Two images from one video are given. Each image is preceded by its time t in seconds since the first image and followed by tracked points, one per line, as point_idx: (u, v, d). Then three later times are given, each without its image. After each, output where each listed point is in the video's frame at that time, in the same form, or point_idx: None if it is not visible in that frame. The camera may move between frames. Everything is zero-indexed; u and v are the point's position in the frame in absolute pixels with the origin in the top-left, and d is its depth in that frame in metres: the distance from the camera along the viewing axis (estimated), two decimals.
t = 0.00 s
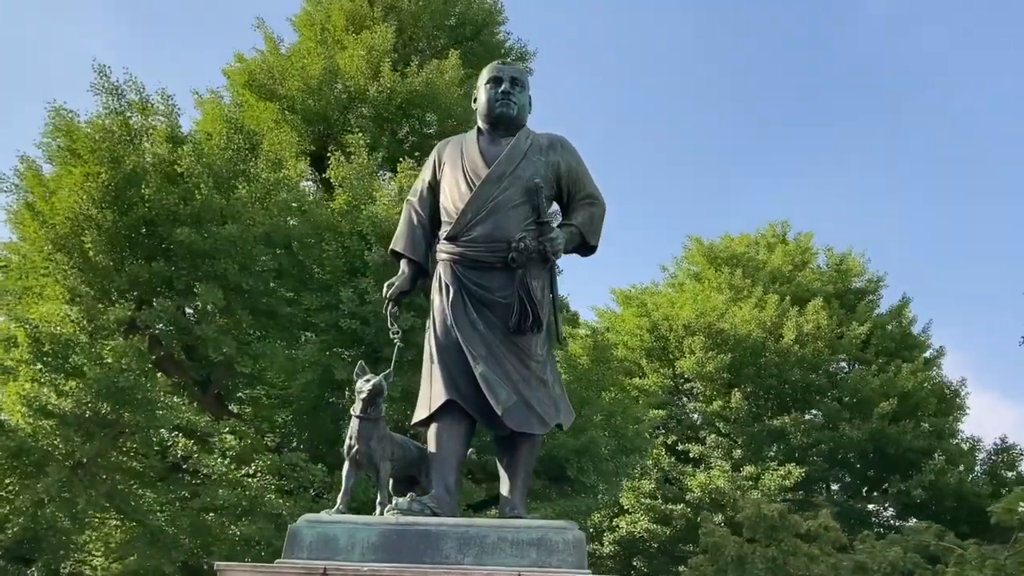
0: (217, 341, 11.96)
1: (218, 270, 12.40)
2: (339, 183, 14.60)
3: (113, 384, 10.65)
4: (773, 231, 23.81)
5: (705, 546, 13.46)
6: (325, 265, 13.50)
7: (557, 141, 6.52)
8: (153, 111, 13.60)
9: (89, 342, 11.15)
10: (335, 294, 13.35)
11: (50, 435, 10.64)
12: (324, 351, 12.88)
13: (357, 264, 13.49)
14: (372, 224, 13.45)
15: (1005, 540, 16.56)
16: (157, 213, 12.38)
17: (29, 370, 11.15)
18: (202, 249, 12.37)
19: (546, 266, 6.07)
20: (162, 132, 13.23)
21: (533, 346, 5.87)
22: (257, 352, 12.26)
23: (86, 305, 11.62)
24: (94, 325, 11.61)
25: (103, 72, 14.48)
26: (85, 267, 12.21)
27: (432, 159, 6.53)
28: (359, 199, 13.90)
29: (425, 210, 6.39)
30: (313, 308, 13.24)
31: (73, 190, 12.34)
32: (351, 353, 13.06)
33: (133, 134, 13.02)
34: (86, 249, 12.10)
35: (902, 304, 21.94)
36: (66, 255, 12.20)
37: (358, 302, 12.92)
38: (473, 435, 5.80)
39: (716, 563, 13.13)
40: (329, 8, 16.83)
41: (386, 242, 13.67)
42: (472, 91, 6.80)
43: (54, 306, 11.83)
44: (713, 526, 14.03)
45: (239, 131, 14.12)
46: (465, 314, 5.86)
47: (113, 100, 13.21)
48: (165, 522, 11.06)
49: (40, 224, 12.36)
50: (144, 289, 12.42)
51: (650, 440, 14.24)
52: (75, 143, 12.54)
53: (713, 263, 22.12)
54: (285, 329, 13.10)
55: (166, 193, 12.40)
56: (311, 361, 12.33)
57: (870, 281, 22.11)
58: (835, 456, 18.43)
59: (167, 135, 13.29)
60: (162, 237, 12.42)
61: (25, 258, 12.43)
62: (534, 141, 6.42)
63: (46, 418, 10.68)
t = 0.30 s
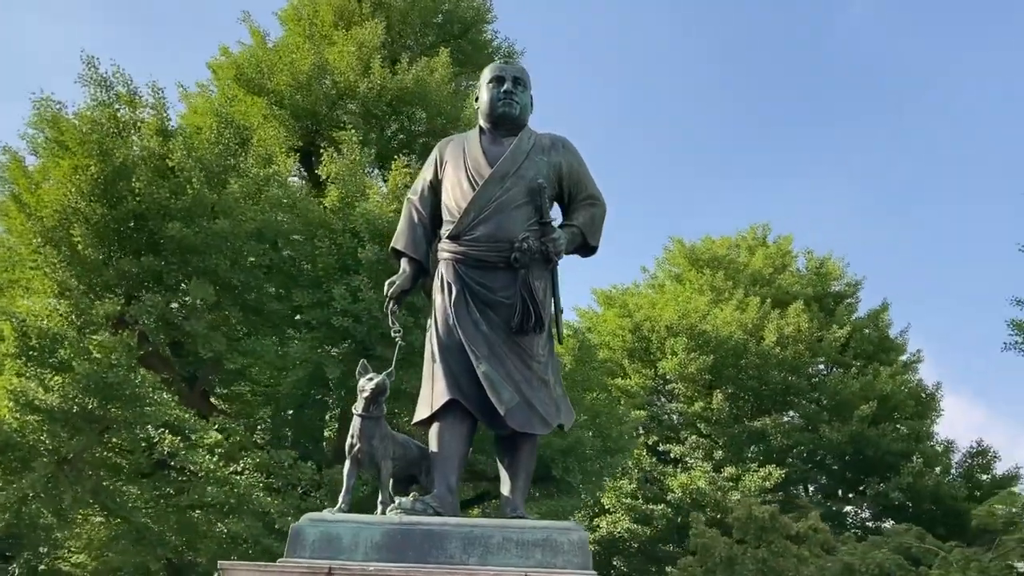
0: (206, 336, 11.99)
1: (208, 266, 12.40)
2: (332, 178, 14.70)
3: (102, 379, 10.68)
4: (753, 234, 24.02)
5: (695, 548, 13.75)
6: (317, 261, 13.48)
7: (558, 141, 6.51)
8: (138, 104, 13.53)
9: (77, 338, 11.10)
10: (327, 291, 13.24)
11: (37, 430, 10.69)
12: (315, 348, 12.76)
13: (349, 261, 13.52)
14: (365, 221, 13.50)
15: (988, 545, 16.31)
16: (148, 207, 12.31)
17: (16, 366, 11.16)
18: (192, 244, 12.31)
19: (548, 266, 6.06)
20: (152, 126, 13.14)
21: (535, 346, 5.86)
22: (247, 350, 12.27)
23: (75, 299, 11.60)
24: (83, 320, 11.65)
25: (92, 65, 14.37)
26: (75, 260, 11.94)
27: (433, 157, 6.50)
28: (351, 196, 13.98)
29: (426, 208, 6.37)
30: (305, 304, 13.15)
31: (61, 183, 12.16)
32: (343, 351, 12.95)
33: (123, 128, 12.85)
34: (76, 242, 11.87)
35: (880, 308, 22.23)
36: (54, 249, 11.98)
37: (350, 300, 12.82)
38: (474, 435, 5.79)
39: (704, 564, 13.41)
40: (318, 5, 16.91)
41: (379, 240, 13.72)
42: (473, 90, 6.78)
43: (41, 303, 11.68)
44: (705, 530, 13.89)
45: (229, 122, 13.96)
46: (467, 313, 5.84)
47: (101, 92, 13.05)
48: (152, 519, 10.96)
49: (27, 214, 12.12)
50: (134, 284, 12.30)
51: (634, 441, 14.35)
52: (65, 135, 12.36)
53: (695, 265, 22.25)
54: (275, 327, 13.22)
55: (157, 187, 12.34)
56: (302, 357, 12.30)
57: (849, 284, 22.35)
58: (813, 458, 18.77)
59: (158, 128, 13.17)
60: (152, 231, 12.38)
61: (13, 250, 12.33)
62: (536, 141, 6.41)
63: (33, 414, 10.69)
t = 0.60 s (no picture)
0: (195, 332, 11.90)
1: (200, 261, 12.36)
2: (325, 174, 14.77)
3: (91, 374, 10.65)
4: (732, 236, 24.24)
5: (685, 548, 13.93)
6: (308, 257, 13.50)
7: (560, 140, 6.51)
8: (125, 97, 13.49)
9: (67, 333, 11.13)
10: (318, 288, 13.21)
11: (24, 425, 10.69)
12: (307, 346, 12.84)
13: (343, 259, 13.56)
14: (359, 217, 13.58)
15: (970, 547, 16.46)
16: (139, 202, 12.25)
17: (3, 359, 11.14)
18: (183, 239, 12.28)
19: (551, 265, 6.05)
20: (142, 119, 13.11)
21: (538, 345, 5.85)
22: (237, 346, 12.21)
23: (64, 293, 11.49)
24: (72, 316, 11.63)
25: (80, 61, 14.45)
26: (62, 253, 11.93)
27: (434, 154, 6.47)
28: (345, 192, 14.11)
29: (428, 205, 6.34)
30: (297, 300, 13.13)
31: (47, 175, 12.11)
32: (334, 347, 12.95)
33: (111, 121, 12.88)
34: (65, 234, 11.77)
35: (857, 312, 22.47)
36: (42, 241, 11.93)
37: (343, 297, 12.90)
38: (475, 434, 5.77)
39: (693, 564, 13.63)
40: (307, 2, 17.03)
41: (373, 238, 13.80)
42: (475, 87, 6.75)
43: (28, 298, 11.57)
44: (695, 529, 14.10)
45: (218, 121, 14.13)
46: (470, 311, 5.82)
47: (89, 84, 13.10)
48: (137, 517, 10.95)
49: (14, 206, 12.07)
50: (123, 279, 12.26)
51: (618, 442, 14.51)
52: (54, 128, 12.35)
53: (675, 266, 22.37)
54: (265, 324, 13.18)
55: (148, 181, 12.31)
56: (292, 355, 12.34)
57: (827, 287, 22.59)
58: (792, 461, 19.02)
59: (147, 121, 13.14)
60: (143, 225, 12.32)
61: None
62: (538, 140, 6.40)
63: (21, 409, 10.71)
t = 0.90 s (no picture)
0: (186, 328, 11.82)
1: (189, 256, 12.20)
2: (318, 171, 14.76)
3: (80, 369, 10.56)
4: (712, 238, 24.41)
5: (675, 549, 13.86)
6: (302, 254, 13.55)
7: (563, 141, 6.50)
8: (111, 88, 13.35)
9: (55, 328, 11.08)
10: (311, 285, 13.30)
11: (11, 419, 10.63)
12: (299, 343, 12.89)
13: (335, 256, 13.56)
14: (353, 215, 13.60)
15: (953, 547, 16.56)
16: (131, 196, 12.11)
17: None
18: (174, 233, 12.16)
19: (554, 266, 6.05)
20: (132, 112, 12.94)
21: (541, 345, 5.85)
22: (226, 342, 12.15)
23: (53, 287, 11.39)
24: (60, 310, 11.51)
25: (67, 48, 14.14)
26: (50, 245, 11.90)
27: (436, 152, 6.44)
28: (339, 190, 14.17)
29: (430, 203, 6.31)
30: (289, 297, 13.20)
31: (34, 166, 12.00)
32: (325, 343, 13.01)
33: (99, 113, 12.63)
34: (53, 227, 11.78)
35: (834, 315, 22.68)
36: (30, 234, 11.82)
37: (337, 294, 12.93)
38: (478, 434, 5.77)
39: (683, 565, 13.51)
40: None
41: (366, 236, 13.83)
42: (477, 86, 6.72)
43: (16, 289, 11.53)
44: (686, 531, 14.01)
45: (208, 118, 14.10)
46: (474, 311, 5.80)
47: (77, 75, 12.98)
48: (122, 514, 10.98)
49: None
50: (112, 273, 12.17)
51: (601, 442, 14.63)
52: (43, 121, 12.16)
53: (656, 268, 22.45)
54: (256, 319, 13.33)
55: (140, 176, 12.15)
56: (290, 352, 12.49)
57: (805, 290, 22.81)
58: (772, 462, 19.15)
59: (137, 114, 13.00)
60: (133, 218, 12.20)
61: None
62: (541, 140, 6.39)
63: (7, 405, 10.64)
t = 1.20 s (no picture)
0: (176, 323, 11.70)
1: (185, 251, 12.22)
2: (311, 167, 14.77)
3: (70, 365, 10.52)
4: (692, 239, 24.57)
5: (665, 549, 13.86)
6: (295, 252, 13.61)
7: (566, 142, 6.50)
8: (100, 79, 13.23)
9: (43, 322, 10.95)
10: (304, 282, 13.35)
11: None
12: (292, 340, 12.96)
13: (327, 254, 13.55)
14: (347, 212, 13.54)
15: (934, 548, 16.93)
16: (124, 190, 12.04)
17: None
18: (166, 228, 12.10)
19: (557, 266, 6.04)
20: (122, 104, 12.86)
21: (544, 346, 5.85)
22: (217, 338, 12.09)
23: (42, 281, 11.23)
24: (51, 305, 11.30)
25: (55, 41, 14.03)
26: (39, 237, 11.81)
27: (439, 150, 6.41)
28: (331, 187, 14.12)
29: (432, 202, 6.29)
30: (282, 295, 13.25)
31: (23, 158, 11.90)
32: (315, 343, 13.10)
33: (88, 105, 12.49)
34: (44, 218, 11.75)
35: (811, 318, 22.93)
36: (19, 227, 11.80)
37: (330, 292, 12.92)
38: (480, 434, 5.76)
39: (672, 565, 13.50)
40: None
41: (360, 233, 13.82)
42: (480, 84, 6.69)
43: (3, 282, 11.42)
44: (676, 532, 14.01)
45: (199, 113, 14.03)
46: (478, 311, 5.79)
47: (66, 66, 12.85)
48: (107, 512, 10.98)
49: None
50: (103, 267, 12.12)
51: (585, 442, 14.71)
52: (32, 112, 12.10)
53: (637, 270, 22.55)
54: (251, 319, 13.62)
55: (132, 170, 12.09)
56: (283, 349, 12.64)
57: (781, 293, 23.04)
58: (750, 464, 19.26)
59: (127, 106, 12.93)
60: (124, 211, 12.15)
61: None
62: (545, 141, 6.38)
63: None
